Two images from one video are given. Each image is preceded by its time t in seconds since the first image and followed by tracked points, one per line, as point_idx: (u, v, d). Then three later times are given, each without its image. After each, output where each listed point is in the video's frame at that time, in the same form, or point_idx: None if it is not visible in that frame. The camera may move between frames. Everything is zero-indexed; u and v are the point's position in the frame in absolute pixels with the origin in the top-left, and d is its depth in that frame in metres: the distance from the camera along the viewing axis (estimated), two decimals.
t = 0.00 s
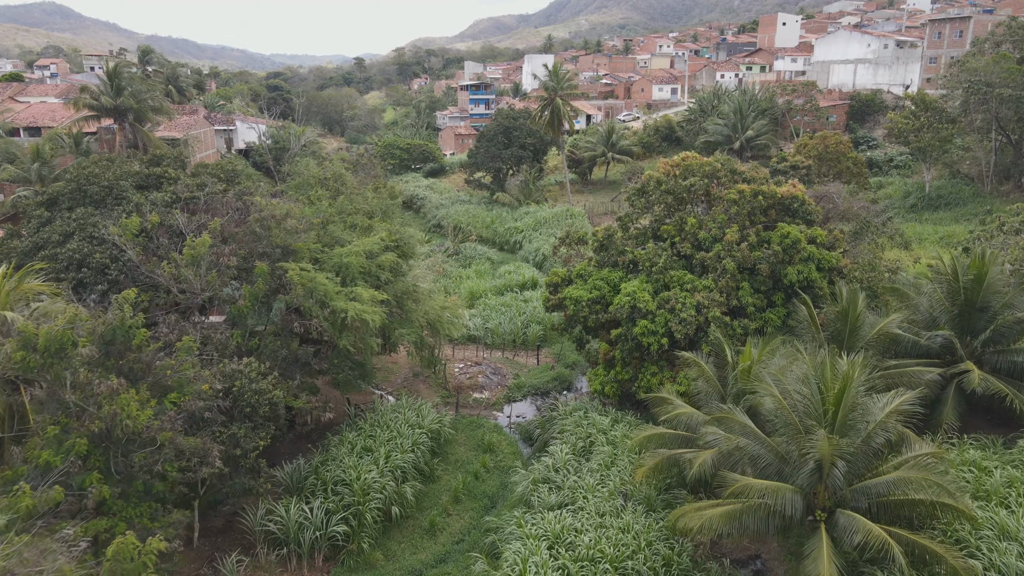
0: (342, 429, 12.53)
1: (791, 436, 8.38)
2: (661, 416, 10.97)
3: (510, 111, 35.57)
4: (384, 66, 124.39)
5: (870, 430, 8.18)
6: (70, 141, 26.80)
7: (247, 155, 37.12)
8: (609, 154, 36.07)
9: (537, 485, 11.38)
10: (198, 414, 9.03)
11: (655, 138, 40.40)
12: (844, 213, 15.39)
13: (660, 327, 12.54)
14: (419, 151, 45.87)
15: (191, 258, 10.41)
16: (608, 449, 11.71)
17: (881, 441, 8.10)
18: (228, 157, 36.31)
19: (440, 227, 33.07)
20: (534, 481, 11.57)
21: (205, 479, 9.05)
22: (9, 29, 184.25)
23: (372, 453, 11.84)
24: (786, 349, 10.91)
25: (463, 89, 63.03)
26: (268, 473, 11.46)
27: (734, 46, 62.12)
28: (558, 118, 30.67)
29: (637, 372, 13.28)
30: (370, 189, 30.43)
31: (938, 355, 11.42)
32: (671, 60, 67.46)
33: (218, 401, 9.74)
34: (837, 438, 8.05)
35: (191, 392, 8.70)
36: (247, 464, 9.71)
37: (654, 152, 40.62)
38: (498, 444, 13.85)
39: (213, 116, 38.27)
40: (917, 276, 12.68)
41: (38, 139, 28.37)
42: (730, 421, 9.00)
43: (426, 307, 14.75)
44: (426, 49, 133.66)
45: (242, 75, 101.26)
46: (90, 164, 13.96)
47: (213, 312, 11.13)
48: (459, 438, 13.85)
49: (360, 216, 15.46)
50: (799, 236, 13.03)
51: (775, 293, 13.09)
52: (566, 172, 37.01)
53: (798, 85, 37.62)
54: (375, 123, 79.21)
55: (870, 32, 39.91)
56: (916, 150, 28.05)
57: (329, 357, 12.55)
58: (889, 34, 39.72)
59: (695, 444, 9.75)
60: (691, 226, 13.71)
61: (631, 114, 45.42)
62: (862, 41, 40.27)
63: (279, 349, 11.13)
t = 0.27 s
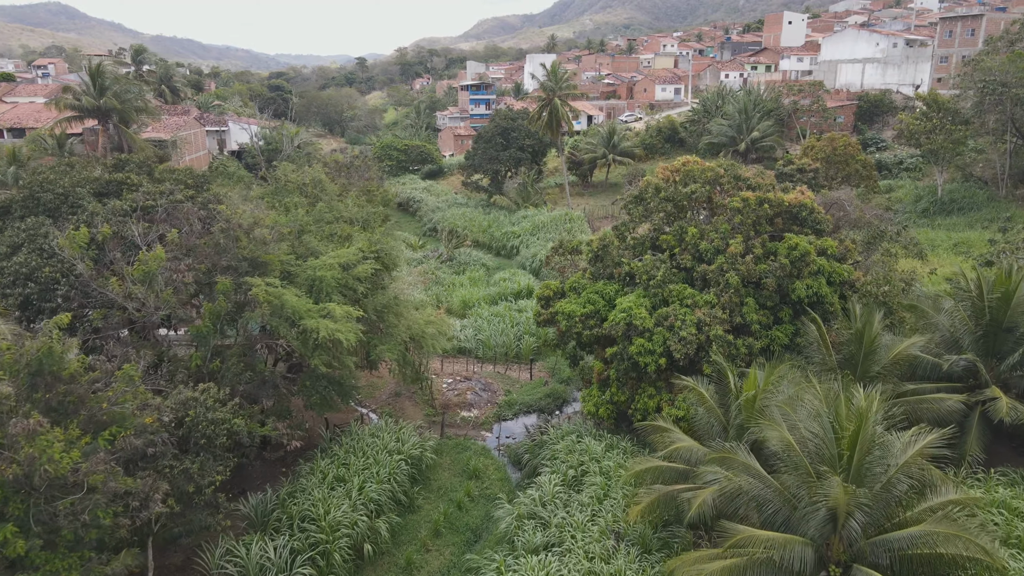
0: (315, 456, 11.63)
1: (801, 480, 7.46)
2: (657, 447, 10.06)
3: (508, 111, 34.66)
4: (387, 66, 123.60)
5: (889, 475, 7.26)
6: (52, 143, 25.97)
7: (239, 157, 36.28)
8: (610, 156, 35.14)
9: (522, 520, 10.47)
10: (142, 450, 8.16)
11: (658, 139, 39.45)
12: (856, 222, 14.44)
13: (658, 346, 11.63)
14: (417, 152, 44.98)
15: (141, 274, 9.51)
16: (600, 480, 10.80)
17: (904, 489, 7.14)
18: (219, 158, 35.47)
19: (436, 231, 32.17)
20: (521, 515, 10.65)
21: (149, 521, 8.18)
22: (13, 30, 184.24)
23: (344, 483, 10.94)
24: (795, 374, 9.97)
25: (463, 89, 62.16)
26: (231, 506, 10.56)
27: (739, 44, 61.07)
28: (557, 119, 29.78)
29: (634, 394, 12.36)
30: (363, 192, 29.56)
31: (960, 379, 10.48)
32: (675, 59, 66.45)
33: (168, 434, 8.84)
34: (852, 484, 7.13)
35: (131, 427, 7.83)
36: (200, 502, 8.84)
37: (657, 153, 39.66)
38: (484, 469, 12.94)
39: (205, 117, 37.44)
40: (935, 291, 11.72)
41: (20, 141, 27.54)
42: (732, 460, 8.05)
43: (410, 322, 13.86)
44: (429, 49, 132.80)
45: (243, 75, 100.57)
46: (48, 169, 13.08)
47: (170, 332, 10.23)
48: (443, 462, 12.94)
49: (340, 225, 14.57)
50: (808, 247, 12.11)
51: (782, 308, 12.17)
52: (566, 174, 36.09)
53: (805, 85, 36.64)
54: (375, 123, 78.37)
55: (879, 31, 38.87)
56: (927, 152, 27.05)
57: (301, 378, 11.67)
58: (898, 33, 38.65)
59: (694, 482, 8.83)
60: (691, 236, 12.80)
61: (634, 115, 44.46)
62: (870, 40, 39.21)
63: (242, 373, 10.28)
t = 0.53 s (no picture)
0: (284, 490, 10.70)
1: (818, 541, 6.49)
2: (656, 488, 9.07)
3: (509, 112, 33.73)
4: (392, 65, 122.89)
5: (921, 537, 6.27)
6: (36, 146, 25.13)
7: (234, 158, 35.51)
8: (613, 158, 34.21)
9: (507, 561, 9.52)
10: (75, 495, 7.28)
11: (663, 141, 38.45)
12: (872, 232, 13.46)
13: (658, 369, 10.69)
14: (417, 153, 44.12)
15: (86, 295, 8.64)
16: (593, 518, 9.87)
17: (938, 554, 6.13)
18: (213, 161, 34.70)
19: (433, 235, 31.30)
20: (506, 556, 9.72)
21: None
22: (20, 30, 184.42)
23: (314, 521, 9.99)
24: (808, 407, 9.00)
25: (466, 89, 61.29)
26: (190, 545, 9.69)
27: (747, 44, 59.95)
28: (558, 120, 28.91)
29: (633, 420, 11.41)
30: (358, 195, 28.71)
31: (991, 411, 9.48)
32: (682, 59, 65.33)
33: (109, 474, 7.96)
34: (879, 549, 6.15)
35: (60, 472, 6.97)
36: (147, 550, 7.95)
37: (662, 155, 38.68)
38: (471, 499, 11.99)
39: (200, 118, 36.67)
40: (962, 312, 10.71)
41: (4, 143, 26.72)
42: (737, 512, 7.09)
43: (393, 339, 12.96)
44: (434, 49, 132.05)
45: (246, 75, 100.06)
46: (5, 177, 12.24)
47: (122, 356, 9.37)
48: (427, 492, 12.04)
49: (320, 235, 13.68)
50: (822, 261, 11.16)
51: (792, 326, 11.20)
52: (568, 176, 35.12)
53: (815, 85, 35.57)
54: (379, 124, 77.48)
55: (892, 29, 37.77)
56: (943, 156, 25.97)
57: (270, 403, 10.75)
58: (911, 32, 37.57)
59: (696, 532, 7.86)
60: (694, 248, 11.86)
61: (638, 116, 43.47)
62: (882, 39, 38.09)
63: (201, 401, 9.39)
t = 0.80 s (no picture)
0: (250, 528, 9.80)
1: None
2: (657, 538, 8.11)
3: (510, 113, 32.78)
4: (396, 66, 122.20)
5: None
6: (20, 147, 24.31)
7: (228, 160, 34.72)
8: (618, 161, 33.25)
9: None
10: None
11: (668, 143, 37.49)
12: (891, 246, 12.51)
13: (659, 397, 9.73)
14: (417, 155, 43.23)
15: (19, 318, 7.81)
16: (587, 564, 8.94)
17: None
18: (207, 163, 33.91)
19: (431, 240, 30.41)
20: None
21: None
22: (27, 30, 184.81)
23: (280, 566, 9.08)
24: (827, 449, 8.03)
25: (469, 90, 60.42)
26: None
27: (755, 44, 58.88)
28: (559, 122, 27.99)
29: (632, 451, 10.46)
30: (354, 199, 27.84)
31: None
32: (689, 59, 64.33)
33: (37, 522, 7.08)
34: None
35: None
36: None
37: (668, 157, 37.67)
38: (457, 533, 11.08)
39: (195, 119, 35.90)
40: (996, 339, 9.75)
41: None
42: None
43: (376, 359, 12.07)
44: (439, 49, 131.31)
45: (250, 76, 99.58)
46: None
47: (68, 384, 8.52)
48: (409, 524, 11.12)
49: (299, 246, 12.78)
50: (839, 278, 10.20)
51: (807, 350, 10.24)
52: (571, 179, 34.19)
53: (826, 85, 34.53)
54: (382, 124, 76.70)
55: (905, 28, 36.69)
56: (961, 159, 24.91)
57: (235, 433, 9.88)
58: (925, 31, 36.49)
59: None
60: (700, 263, 10.91)
61: (644, 117, 42.49)
62: (895, 38, 37.01)
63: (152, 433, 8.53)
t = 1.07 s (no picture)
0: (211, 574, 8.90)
1: None
2: None
3: (511, 114, 31.81)
4: (402, 65, 121.44)
5: None
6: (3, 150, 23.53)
7: (224, 162, 33.95)
8: (622, 164, 32.30)
9: None
10: None
11: (675, 145, 36.50)
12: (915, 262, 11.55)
13: (661, 431, 8.79)
14: (418, 156, 42.36)
15: None
16: None
17: None
18: (202, 165, 33.13)
19: (430, 245, 29.55)
20: None
21: None
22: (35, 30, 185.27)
23: None
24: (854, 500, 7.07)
25: (473, 90, 59.55)
26: None
27: (764, 43, 57.78)
28: (562, 124, 27.03)
29: (633, 487, 9.52)
30: (349, 203, 26.97)
31: None
32: (697, 59, 63.29)
33: None
34: None
35: None
36: None
37: (674, 159, 36.68)
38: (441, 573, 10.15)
39: (190, 120, 35.14)
40: None
41: None
42: None
43: (357, 382, 11.17)
44: (444, 48, 130.56)
45: (255, 75, 99.00)
46: None
47: (3, 420, 7.70)
48: (388, 564, 10.20)
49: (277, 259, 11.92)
50: (863, 299, 9.23)
51: (826, 379, 9.27)
52: (575, 182, 33.24)
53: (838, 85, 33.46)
54: (385, 125, 75.87)
55: (920, 26, 35.57)
56: (981, 163, 23.83)
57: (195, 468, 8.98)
58: (940, 29, 35.35)
59: None
60: (708, 280, 9.96)
61: (650, 118, 41.48)
62: (909, 37, 35.89)
63: (94, 474, 7.65)
